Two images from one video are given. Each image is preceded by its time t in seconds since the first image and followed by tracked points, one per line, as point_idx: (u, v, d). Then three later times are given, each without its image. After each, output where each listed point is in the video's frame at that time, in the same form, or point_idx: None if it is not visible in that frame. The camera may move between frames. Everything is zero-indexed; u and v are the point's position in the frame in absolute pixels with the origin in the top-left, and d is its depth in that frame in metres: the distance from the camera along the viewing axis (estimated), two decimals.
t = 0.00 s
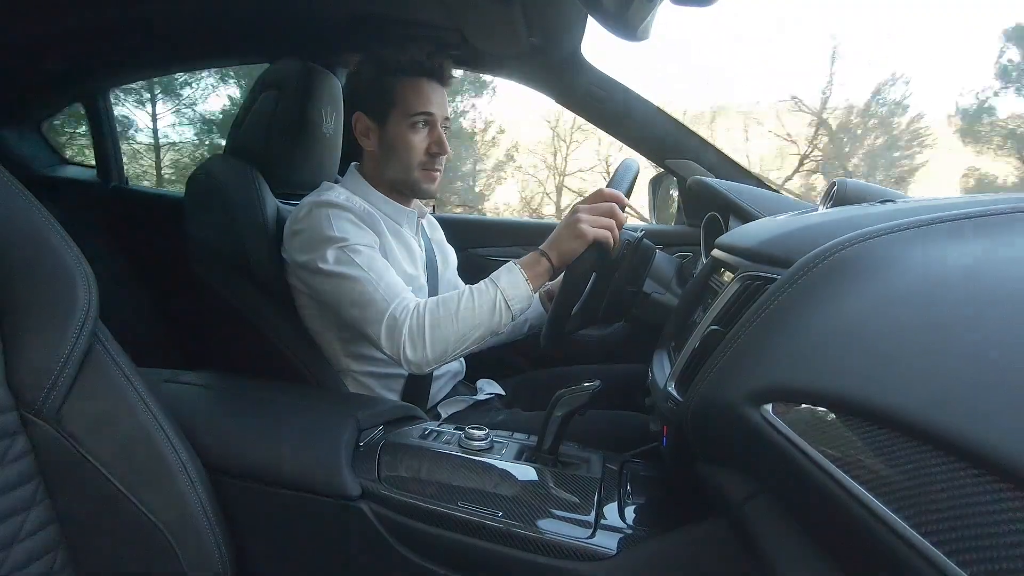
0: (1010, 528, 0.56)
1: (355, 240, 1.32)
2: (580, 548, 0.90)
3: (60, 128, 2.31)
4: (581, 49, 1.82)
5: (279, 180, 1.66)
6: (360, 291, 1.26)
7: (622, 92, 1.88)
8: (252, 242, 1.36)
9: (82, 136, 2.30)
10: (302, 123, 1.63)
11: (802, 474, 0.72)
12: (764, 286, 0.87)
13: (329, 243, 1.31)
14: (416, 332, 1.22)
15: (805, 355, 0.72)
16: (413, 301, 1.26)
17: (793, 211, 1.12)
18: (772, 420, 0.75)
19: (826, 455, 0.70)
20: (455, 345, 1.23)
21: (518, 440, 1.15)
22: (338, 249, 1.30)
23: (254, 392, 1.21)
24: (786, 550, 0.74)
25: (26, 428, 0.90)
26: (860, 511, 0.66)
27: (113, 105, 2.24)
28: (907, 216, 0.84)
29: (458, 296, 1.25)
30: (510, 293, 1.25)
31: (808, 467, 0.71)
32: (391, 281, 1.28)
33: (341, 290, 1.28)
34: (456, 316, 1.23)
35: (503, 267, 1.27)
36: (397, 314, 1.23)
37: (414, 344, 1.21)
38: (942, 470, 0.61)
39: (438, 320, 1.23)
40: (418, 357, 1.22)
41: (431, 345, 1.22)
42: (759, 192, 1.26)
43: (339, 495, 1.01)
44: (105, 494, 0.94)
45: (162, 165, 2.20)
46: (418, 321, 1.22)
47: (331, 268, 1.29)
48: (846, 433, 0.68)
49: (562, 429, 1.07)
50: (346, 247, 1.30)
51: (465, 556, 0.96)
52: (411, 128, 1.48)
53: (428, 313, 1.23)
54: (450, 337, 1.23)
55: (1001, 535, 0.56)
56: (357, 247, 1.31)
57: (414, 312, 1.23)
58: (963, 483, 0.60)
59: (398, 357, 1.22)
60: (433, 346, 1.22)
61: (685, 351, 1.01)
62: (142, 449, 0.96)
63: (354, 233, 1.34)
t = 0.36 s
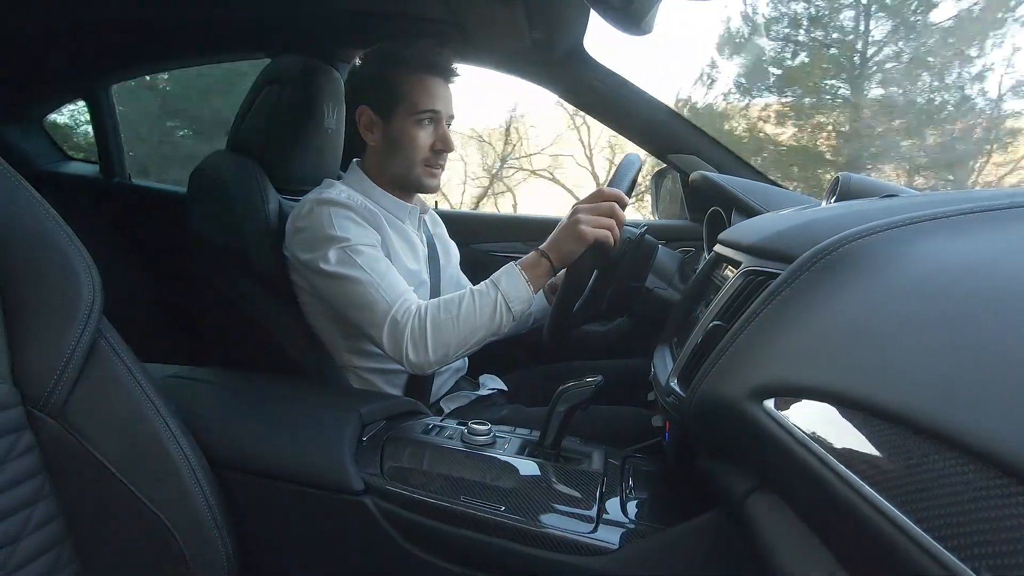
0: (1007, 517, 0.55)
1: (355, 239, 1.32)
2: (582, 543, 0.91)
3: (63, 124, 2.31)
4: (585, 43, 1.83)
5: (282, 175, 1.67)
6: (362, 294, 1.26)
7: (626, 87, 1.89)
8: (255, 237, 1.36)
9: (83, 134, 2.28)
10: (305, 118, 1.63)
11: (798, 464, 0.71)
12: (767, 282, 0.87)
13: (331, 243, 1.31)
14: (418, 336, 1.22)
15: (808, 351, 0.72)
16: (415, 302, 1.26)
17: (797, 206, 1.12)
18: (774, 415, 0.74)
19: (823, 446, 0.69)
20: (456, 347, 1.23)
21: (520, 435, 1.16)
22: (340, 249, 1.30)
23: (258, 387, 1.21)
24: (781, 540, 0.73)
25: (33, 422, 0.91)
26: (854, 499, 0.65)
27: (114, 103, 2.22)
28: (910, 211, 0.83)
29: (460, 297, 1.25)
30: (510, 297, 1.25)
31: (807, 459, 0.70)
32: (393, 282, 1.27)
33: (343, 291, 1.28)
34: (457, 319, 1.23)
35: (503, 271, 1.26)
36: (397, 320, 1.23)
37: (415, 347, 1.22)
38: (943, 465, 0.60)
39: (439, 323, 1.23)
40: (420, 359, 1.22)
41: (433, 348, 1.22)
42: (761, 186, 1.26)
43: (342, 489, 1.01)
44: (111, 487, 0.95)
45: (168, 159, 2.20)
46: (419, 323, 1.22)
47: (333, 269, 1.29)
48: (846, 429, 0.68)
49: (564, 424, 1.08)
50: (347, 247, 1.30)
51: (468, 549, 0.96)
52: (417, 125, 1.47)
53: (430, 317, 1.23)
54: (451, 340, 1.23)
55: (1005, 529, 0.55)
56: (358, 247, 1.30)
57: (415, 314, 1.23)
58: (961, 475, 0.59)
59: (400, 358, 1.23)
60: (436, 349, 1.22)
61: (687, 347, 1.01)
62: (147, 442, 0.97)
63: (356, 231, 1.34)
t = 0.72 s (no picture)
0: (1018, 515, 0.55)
1: (357, 240, 1.32)
2: (588, 540, 0.91)
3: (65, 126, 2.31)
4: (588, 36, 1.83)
5: (285, 175, 1.67)
6: (362, 296, 1.26)
7: (626, 83, 1.89)
8: (259, 237, 1.37)
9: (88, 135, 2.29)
10: (307, 117, 1.64)
11: (804, 460, 0.71)
12: (770, 278, 0.87)
13: (333, 244, 1.31)
14: (419, 339, 1.23)
15: (811, 347, 0.72)
16: (415, 304, 1.27)
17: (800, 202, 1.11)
18: (779, 411, 0.74)
19: (829, 442, 0.69)
20: (457, 351, 1.24)
21: (525, 433, 1.16)
22: (341, 250, 1.30)
23: (263, 386, 1.22)
24: (787, 534, 0.73)
25: (40, 423, 0.91)
26: (861, 495, 0.66)
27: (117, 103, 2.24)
28: (913, 206, 0.83)
29: (461, 301, 1.26)
30: (512, 300, 1.25)
31: (814, 457, 0.70)
32: (394, 283, 1.28)
33: (345, 292, 1.28)
34: (458, 322, 1.23)
35: (505, 275, 1.25)
36: (399, 321, 1.23)
37: (415, 351, 1.23)
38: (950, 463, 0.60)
39: (440, 327, 1.23)
40: (419, 361, 1.23)
41: (433, 352, 1.22)
42: (763, 181, 1.25)
43: (347, 488, 1.01)
44: (119, 486, 0.96)
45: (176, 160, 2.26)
46: (420, 328, 1.23)
47: (334, 270, 1.29)
48: (852, 426, 0.68)
49: (568, 422, 1.08)
50: (348, 248, 1.30)
51: (474, 548, 0.96)
52: (423, 123, 1.48)
53: (431, 320, 1.23)
54: (452, 343, 1.23)
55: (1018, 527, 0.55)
56: (360, 248, 1.31)
57: (416, 317, 1.24)
58: (967, 471, 0.59)
59: (401, 359, 1.23)
60: (435, 353, 1.23)
61: (690, 344, 1.00)
62: (154, 440, 0.97)
63: (358, 232, 1.35)
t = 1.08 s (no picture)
0: None
1: (362, 236, 1.32)
2: (593, 534, 0.91)
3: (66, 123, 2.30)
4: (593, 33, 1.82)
5: (288, 171, 1.67)
6: (368, 291, 1.27)
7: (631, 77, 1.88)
8: (263, 233, 1.37)
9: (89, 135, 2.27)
10: (310, 113, 1.64)
11: (810, 453, 0.71)
12: (775, 272, 0.87)
13: (338, 241, 1.32)
14: (424, 333, 1.23)
15: (816, 340, 0.71)
16: (421, 299, 1.27)
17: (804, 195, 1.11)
18: (784, 406, 0.74)
19: (837, 439, 0.69)
20: (462, 346, 1.24)
21: (529, 428, 1.16)
22: (347, 246, 1.31)
23: (268, 382, 1.22)
24: (794, 530, 0.73)
25: (47, 421, 0.91)
26: (872, 494, 0.65)
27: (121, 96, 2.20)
28: (918, 198, 0.82)
29: (465, 295, 1.25)
30: (515, 295, 1.25)
31: (821, 453, 0.70)
32: (400, 279, 1.28)
33: (350, 289, 1.29)
34: (464, 317, 1.23)
35: (509, 269, 1.26)
36: (404, 317, 1.23)
37: (421, 345, 1.23)
38: (963, 461, 0.60)
39: (445, 321, 1.23)
40: (426, 356, 1.23)
41: (440, 345, 1.22)
42: (767, 175, 1.25)
43: (353, 483, 1.02)
44: (126, 483, 0.96)
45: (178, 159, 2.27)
46: (427, 322, 1.23)
47: (339, 266, 1.29)
48: (859, 423, 0.67)
49: (572, 417, 1.08)
50: (353, 245, 1.31)
51: (479, 543, 0.97)
52: (417, 109, 1.49)
53: (437, 313, 1.23)
54: (457, 338, 1.23)
55: None
56: (365, 244, 1.31)
57: (422, 312, 1.24)
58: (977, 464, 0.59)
59: (407, 354, 1.23)
60: (442, 345, 1.22)
61: (695, 338, 1.00)
62: (160, 437, 0.98)
63: (362, 227, 1.35)
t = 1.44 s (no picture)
0: None
1: (360, 238, 1.32)
2: (596, 531, 0.91)
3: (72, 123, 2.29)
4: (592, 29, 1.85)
5: (292, 169, 1.67)
6: (362, 297, 1.27)
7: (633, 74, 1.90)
8: (266, 231, 1.37)
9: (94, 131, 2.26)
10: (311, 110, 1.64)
11: (814, 450, 0.70)
12: (778, 269, 0.86)
13: (336, 243, 1.31)
14: (418, 340, 1.24)
15: (819, 338, 0.71)
16: (415, 305, 1.27)
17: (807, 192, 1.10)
18: (787, 403, 0.73)
19: (843, 437, 0.68)
20: (456, 351, 1.25)
21: (532, 425, 1.16)
22: (344, 249, 1.31)
23: (271, 379, 1.23)
24: (798, 527, 0.72)
25: (51, 419, 0.92)
26: (877, 491, 0.64)
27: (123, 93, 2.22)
28: (918, 195, 0.82)
29: (458, 301, 1.26)
30: (510, 301, 1.25)
31: (826, 451, 0.69)
32: (396, 283, 1.28)
33: (350, 288, 1.29)
34: (456, 325, 1.24)
35: (503, 273, 1.25)
36: (398, 324, 1.24)
37: (414, 351, 1.23)
38: (969, 460, 0.60)
39: (438, 329, 1.24)
40: (420, 362, 1.24)
41: (432, 353, 1.24)
42: (770, 171, 1.25)
43: (357, 480, 1.02)
44: (130, 480, 0.96)
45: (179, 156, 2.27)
46: (419, 330, 1.24)
47: (337, 268, 1.29)
48: (864, 420, 0.67)
49: (575, 414, 1.09)
50: (352, 247, 1.31)
51: (482, 539, 0.97)
52: (417, 102, 1.48)
53: (429, 321, 1.24)
54: (450, 345, 1.24)
55: None
56: (363, 247, 1.31)
57: (415, 318, 1.24)
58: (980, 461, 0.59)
59: (401, 361, 1.24)
60: (434, 354, 1.24)
61: (697, 335, 1.00)
62: (164, 434, 0.98)
63: (360, 229, 1.35)
